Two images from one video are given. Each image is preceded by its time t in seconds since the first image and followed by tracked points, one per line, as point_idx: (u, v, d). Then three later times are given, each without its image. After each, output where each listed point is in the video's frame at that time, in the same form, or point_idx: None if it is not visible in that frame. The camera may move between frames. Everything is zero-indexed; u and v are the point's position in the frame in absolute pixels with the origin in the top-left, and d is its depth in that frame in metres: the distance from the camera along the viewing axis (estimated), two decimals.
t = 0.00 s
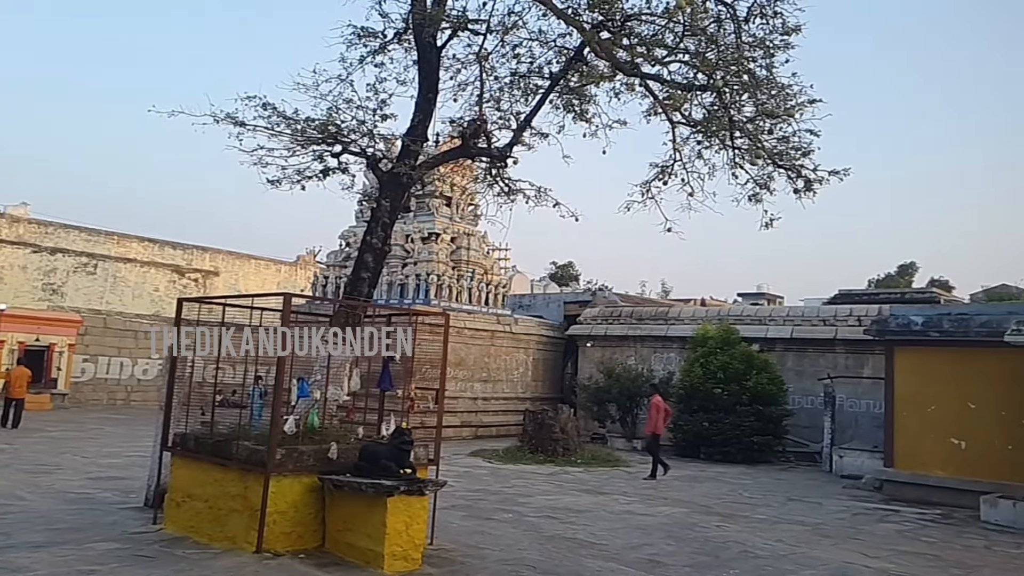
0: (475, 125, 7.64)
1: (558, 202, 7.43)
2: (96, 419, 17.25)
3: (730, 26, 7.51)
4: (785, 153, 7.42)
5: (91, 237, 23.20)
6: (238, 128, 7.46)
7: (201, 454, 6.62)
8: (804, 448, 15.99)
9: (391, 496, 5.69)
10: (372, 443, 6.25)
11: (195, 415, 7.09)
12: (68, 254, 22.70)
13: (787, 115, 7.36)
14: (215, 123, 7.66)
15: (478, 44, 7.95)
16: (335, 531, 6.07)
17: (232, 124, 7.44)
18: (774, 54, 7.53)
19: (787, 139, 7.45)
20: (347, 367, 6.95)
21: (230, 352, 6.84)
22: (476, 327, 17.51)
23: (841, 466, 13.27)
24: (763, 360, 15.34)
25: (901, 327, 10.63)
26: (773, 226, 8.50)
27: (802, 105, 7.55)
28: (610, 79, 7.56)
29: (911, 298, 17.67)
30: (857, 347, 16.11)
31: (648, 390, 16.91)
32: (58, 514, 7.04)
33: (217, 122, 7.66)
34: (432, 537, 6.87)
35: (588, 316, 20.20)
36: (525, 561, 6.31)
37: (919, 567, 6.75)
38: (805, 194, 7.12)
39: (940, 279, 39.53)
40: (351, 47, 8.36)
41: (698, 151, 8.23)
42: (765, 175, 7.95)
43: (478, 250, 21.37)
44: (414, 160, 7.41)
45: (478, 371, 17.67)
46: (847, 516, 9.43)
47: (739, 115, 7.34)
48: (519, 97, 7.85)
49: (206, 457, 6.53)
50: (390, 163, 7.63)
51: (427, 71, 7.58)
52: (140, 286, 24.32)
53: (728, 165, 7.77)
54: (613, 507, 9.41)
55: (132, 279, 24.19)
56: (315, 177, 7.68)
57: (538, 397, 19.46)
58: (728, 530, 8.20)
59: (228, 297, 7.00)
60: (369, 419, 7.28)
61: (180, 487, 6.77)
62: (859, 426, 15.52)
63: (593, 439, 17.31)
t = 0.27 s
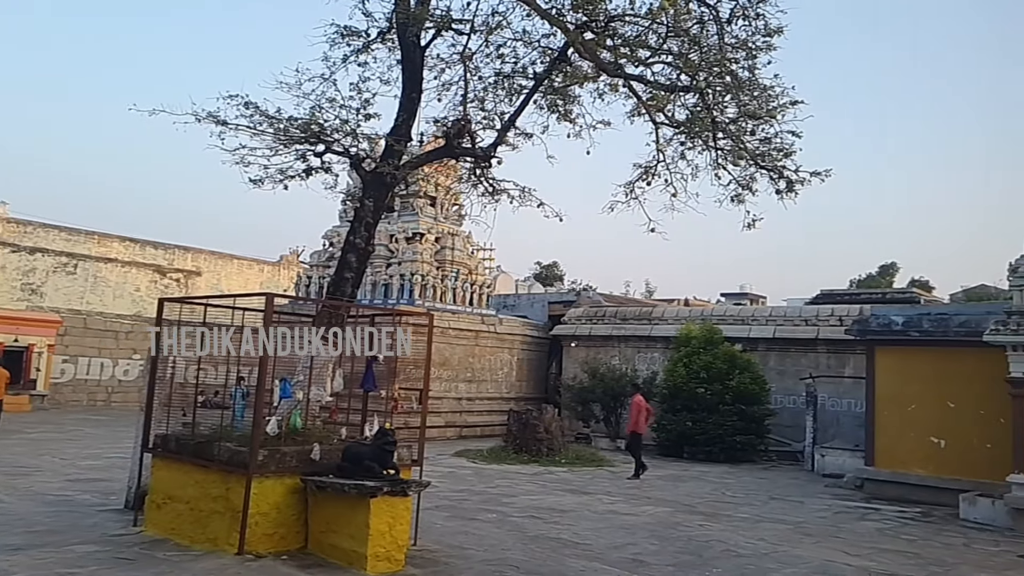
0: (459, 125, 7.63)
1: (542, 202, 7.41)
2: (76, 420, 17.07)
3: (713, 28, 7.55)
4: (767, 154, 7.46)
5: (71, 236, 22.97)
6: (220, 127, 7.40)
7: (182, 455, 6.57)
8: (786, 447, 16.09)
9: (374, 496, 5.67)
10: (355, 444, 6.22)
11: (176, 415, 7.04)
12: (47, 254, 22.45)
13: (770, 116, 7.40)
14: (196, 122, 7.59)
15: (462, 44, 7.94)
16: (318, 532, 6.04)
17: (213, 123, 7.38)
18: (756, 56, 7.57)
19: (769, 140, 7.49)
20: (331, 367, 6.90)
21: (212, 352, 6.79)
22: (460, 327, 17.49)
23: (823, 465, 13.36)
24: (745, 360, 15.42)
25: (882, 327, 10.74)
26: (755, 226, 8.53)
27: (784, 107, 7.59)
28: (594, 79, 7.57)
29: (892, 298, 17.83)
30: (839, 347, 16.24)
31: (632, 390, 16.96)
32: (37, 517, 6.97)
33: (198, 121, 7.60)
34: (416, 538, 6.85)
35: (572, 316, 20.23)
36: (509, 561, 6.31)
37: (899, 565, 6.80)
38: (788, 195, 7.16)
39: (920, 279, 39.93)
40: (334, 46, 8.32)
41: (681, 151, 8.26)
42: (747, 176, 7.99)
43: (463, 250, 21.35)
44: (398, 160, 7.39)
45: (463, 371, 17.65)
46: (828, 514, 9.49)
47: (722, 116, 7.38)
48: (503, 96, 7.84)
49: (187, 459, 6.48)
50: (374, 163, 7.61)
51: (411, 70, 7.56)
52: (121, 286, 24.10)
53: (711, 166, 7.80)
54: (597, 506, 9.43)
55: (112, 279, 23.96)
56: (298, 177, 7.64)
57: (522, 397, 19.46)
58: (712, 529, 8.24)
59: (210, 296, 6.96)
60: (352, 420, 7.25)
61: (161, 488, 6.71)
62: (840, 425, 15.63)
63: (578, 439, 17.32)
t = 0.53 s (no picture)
0: (442, 125, 7.62)
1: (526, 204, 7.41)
2: (53, 422, 16.87)
3: (695, 30, 7.59)
4: (748, 156, 7.50)
5: (49, 236, 22.71)
6: (201, 126, 7.34)
7: (162, 457, 6.51)
8: (767, 447, 16.19)
9: (356, 498, 5.65)
10: (337, 445, 6.19)
11: (156, 417, 6.98)
12: (25, 253, 22.19)
13: (751, 118, 7.45)
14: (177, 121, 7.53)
15: (445, 44, 7.92)
16: (299, 534, 6.01)
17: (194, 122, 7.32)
18: (738, 58, 7.61)
19: (750, 142, 7.54)
20: (312, 367, 6.87)
21: (192, 353, 6.73)
22: (444, 328, 17.46)
23: (804, 465, 13.46)
24: (727, 360, 15.50)
25: (862, 327, 10.83)
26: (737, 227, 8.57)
27: (766, 109, 7.63)
28: (577, 80, 7.58)
29: (872, 298, 17.99)
30: (819, 347, 16.36)
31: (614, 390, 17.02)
32: (13, 520, 6.88)
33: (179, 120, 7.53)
34: (398, 539, 6.83)
35: (556, 317, 20.27)
36: (491, 562, 6.31)
37: (879, 563, 6.86)
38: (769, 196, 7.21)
39: (900, 281, 40.32)
40: (316, 45, 8.28)
41: (663, 152, 8.28)
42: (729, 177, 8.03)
43: (446, 251, 21.33)
44: (381, 159, 7.37)
45: (446, 371, 17.63)
46: (809, 514, 9.56)
47: (704, 118, 7.41)
48: (486, 96, 7.83)
49: (167, 460, 6.42)
50: (356, 162, 7.58)
51: (394, 69, 7.54)
52: (101, 286, 23.86)
53: (693, 167, 7.83)
54: (579, 507, 9.45)
55: (92, 280, 23.72)
56: (280, 176, 7.60)
57: (505, 398, 19.46)
58: (693, 529, 8.28)
59: (190, 297, 6.90)
60: (335, 420, 7.22)
61: (140, 490, 6.65)
62: (821, 424, 15.75)
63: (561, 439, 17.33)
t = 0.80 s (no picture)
0: (424, 126, 7.60)
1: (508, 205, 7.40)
2: (29, 424, 16.66)
3: (676, 32, 7.62)
4: (728, 158, 7.55)
5: (26, 236, 22.41)
6: (180, 125, 7.28)
7: (140, 459, 6.45)
8: (747, 447, 16.30)
9: (336, 500, 5.62)
10: (317, 446, 6.16)
11: (133, 419, 6.91)
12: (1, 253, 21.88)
13: (731, 120, 7.49)
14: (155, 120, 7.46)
15: (427, 44, 7.90)
16: (279, 536, 5.97)
17: (173, 121, 7.25)
18: (718, 60, 7.65)
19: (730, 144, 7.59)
20: (292, 368, 6.83)
21: (171, 354, 6.67)
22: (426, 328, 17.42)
23: (783, 465, 13.55)
24: (708, 360, 15.58)
25: (841, 327, 10.93)
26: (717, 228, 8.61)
27: (746, 111, 7.68)
28: (559, 82, 7.58)
29: (850, 300, 18.16)
30: (799, 347, 16.50)
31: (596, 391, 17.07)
32: None
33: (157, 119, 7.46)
34: (379, 541, 6.81)
35: (538, 318, 20.29)
36: (472, 563, 6.30)
37: (857, 561, 6.93)
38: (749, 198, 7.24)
39: (878, 282, 40.76)
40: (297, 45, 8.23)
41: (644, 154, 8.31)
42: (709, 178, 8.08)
43: (428, 251, 21.30)
44: (362, 160, 7.34)
45: (428, 372, 17.59)
46: (788, 513, 9.64)
47: (684, 120, 7.45)
48: (468, 97, 7.82)
49: (145, 463, 6.36)
50: (337, 163, 7.54)
51: (375, 70, 7.52)
52: (78, 286, 23.59)
53: (674, 168, 7.87)
54: (561, 507, 9.46)
55: (68, 280, 23.44)
56: (260, 177, 7.54)
57: (487, 398, 19.45)
58: (674, 529, 8.32)
59: (169, 297, 6.84)
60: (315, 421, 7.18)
61: (118, 493, 6.59)
62: (800, 424, 15.87)
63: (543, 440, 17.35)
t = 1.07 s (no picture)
0: (405, 126, 7.57)
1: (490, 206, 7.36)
2: (4, 426, 16.43)
3: (657, 35, 7.65)
4: (708, 160, 7.59)
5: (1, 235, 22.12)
6: (158, 124, 7.20)
7: (117, 462, 6.38)
8: (727, 447, 16.39)
9: (316, 502, 5.60)
10: (297, 448, 6.12)
11: (111, 421, 6.82)
12: None
13: (711, 123, 7.53)
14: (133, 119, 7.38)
15: (408, 45, 7.87)
16: (258, 539, 5.93)
17: (151, 120, 7.16)
18: (699, 63, 7.69)
19: (710, 146, 7.62)
20: (272, 370, 6.81)
21: (151, 355, 6.62)
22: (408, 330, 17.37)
23: (763, 465, 13.64)
24: (688, 361, 15.65)
25: (819, 328, 11.03)
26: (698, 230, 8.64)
27: (726, 113, 7.73)
28: (541, 84, 7.57)
29: (829, 301, 18.32)
30: (778, 348, 16.62)
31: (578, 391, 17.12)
32: None
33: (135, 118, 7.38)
34: (359, 543, 6.78)
35: (520, 319, 20.31)
36: (453, 564, 6.30)
37: (835, 561, 6.99)
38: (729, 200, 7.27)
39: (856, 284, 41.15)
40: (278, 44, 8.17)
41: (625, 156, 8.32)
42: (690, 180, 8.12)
43: (410, 252, 21.25)
44: (343, 160, 7.31)
45: (410, 374, 17.54)
46: (767, 513, 9.71)
47: (665, 122, 7.47)
48: (449, 98, 7.81)
49: (122, 465, 6.30)
50: (318, 163, 7.50)
51: (356, 70, 7.49)
52: (54, 286, 23.31)
53: (654, 170, 7.89)
54: (542, 508, 9.47)
55: (45, 280, 23.15)
56: (239, 177, 7.48)
57: (469, 400, 19.43)
58: (654, 529, 8.36)
59: (148, 299, 6.78)
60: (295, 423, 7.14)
61: (94, 496, 6.52)
62: (779, 425, 15.98)
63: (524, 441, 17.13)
